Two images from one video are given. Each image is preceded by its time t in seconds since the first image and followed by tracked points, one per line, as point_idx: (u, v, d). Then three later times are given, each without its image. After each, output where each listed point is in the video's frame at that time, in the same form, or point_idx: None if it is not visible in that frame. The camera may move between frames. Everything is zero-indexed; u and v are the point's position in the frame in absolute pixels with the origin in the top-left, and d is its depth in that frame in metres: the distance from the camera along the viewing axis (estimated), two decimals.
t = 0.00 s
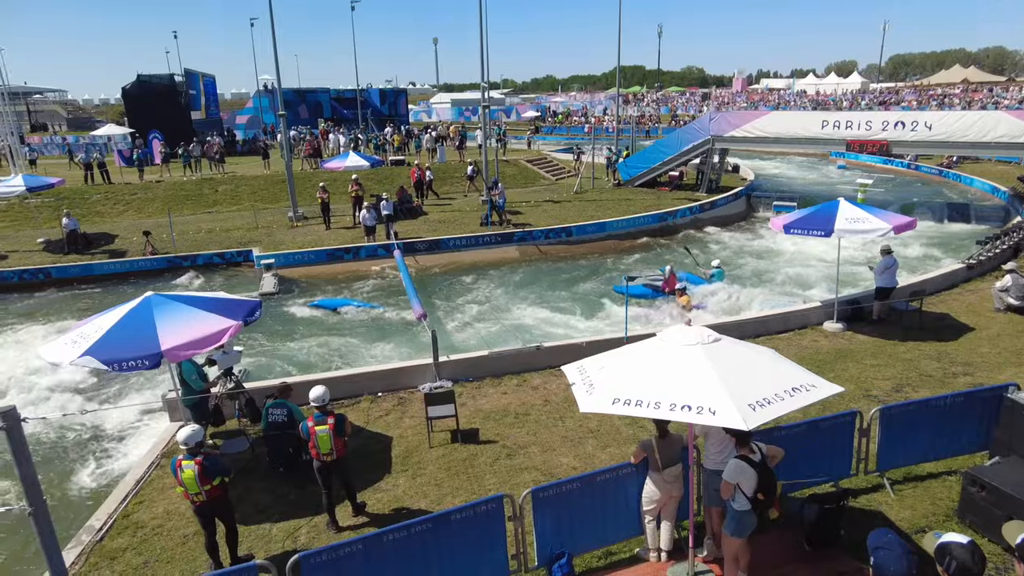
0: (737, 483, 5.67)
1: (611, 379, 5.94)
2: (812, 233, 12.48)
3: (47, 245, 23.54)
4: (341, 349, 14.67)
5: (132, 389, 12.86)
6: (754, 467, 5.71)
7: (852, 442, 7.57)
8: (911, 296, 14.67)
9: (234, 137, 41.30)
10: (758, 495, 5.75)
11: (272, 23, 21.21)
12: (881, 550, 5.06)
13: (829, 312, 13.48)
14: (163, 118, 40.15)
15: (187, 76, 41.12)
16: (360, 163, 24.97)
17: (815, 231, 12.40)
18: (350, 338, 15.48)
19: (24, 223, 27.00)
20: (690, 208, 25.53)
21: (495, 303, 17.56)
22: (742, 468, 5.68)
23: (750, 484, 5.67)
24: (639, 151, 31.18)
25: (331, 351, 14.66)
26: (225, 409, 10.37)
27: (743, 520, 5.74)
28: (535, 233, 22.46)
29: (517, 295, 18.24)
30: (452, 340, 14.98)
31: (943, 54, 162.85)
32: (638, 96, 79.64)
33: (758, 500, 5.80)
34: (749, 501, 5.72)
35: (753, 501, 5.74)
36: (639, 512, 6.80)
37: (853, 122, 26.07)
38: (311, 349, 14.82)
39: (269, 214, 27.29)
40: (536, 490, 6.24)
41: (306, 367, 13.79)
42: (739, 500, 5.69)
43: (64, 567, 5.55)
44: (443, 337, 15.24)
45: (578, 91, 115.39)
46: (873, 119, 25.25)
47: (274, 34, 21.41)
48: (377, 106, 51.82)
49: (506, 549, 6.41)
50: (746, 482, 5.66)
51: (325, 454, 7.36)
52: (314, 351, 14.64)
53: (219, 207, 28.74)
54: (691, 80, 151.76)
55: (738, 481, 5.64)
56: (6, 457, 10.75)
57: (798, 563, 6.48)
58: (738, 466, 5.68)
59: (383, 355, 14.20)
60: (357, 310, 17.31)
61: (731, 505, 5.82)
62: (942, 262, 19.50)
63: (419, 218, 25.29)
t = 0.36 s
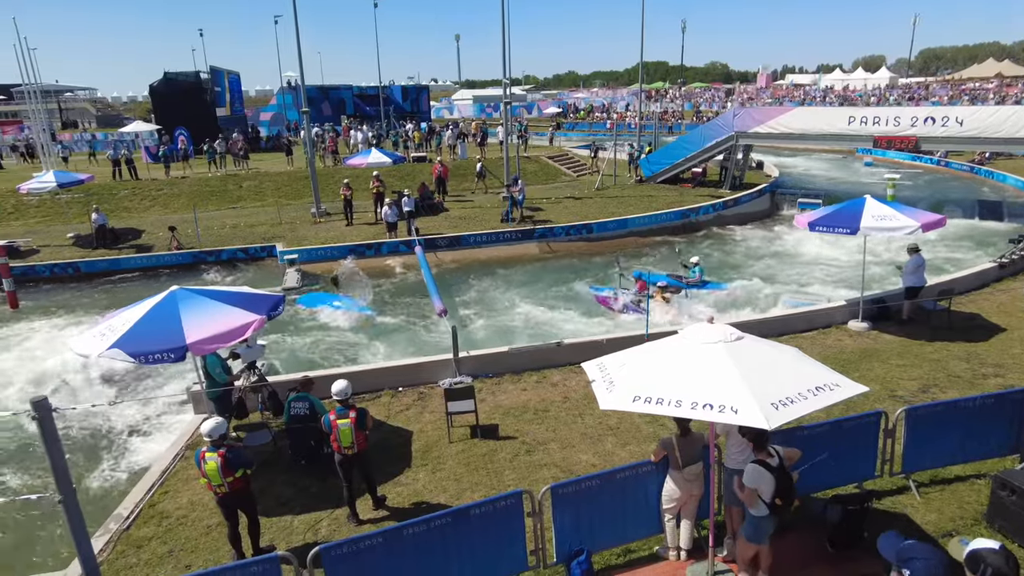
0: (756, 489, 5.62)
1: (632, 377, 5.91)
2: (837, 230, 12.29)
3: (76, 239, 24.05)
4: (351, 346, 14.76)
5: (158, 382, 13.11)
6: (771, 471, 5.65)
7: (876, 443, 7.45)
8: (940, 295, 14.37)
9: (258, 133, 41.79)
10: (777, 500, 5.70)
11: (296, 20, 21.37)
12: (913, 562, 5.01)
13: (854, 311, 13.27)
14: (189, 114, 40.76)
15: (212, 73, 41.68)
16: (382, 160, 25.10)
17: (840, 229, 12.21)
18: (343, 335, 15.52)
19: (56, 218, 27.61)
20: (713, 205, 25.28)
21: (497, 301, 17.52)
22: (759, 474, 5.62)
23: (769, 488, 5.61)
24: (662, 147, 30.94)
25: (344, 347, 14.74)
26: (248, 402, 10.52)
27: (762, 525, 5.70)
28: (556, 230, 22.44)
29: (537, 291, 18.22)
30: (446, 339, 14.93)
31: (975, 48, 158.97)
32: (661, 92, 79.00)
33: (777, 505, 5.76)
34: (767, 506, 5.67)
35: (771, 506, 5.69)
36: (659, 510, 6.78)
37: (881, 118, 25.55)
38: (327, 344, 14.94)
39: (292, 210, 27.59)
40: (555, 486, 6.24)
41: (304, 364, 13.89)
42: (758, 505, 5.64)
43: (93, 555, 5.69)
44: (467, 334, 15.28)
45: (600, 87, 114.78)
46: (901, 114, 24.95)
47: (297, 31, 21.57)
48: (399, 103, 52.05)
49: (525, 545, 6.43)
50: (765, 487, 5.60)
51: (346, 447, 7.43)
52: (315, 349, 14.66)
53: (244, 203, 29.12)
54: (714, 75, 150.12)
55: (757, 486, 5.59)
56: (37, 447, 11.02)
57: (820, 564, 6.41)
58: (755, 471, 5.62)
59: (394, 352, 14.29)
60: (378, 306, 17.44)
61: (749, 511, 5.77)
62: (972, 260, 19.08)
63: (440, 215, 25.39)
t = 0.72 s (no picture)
0: (767, 502, 5.60)
1: (651, 375, 5.88)
2: (860, 229, 12.10)
3: (102, 235, 24.48)
4: (364, 342, 14.83)
5: (181, 376, 13.31)
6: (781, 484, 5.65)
7: (900, 446, 7.32)
8: (967, 295, 14.09)
9: (280, 130, 42.16)
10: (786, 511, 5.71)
11: (317, 18, 21.49)
12: None
13: (878, 310, 13.08)
14: (212, 111, 41.26)
15: (235, 71, 42.13)
16: (402, 157, 25.20)
17: (864, 227, 12.02)
18: (356, 331, 15.58)
19: (82, 214, 28.12)
20: (735, 203, 25.03)
21: (513, 298, 17.51)
22: (769, 489, 5.58)
23: (779, 501, 5.60)
24: (682, 144, 30.70)
25: (357, 344, 14.79)
26: (269, 396, 10.63)
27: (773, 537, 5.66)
28: (575, 227, 22.41)
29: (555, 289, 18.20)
30: (453, 337, 14.89)
31: (1005, 43, 155.47)
32: (682, 88, 78.32)
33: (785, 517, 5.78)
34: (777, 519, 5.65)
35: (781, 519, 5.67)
36: (678, 510, 6.74)
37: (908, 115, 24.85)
38: (340, 339, 15.07)
39: (313, 207, 27.83)
40: (573, 484, 6.23)
41: (311, 360, 13.98)
42: (768, 518, 5.62)
43: (118, 545, 5.80)
44: (483, 331, 15.27)
45: (621, 84, 114.11)
46: (929, 110, 24.23)
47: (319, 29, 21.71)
48: (419, 100, 52.20)
49: (542, 542, 6.44)
50: (776, 500, 5.59)
51: (365, 441, 7.48)
52: (315, 348, 14.58)
53: (265, 199, 29.42)
54: (736, 72, 148.58)
55: (767, 499, 5.57)
56: (64, 438, 11.25)
57: (840, 568, 6.34)
58: (765, 488, 5.58)
59: (405, 349, 14.34)
60: (397, 302, 17.54)
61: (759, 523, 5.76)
62: (1001, 260, 18.67)
63: (460, 211, 25.46)
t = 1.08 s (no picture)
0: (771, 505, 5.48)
1: (667, 374, 5.85)
2: (880, 228, 11.95)
3: (122, 231, 24.82)
4: (371, 339, 14.84)
5: (201, 371, 13.48)
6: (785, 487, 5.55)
7: (919, 448, 7.22)
8: (990, 295, 13.86)
9: (297, 128, 42.48)
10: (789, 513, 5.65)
11: (335, 16, 21.60)
12: None
13: (897, 310, 12.90)
14: (230, 109, 41.68)
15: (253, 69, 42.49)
16: (418, 154, 25.28)
17: (884, 226, 11.87)
18: (371, 327, 15.68)
19: (103, 210, 28.51)
20: (752, 201, 24.83)
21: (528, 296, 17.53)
22: (773, 492, 5.45)
23: (783, 503, 5.51)
24: (699, 142, 30.50)
25: (370, 340, 14.87)
26: (285, 391, 10.72)
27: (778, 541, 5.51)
28: (591, 225, 22.37)
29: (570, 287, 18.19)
30: (467, 334, 14.93)
31: None
32: (700, 85, 77.72)
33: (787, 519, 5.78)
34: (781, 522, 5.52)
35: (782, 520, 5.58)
36: (692, 509, 6.70)
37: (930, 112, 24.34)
38: (354, 335, 15.16)
39: (330, 204, 28.02)
40: (587, 483, 6.21)
41: (321, 355, 14.07)
42: (771, 521, 5.46)
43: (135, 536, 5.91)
44: (497, 328, 15.30)
45: (637, 80, 113.48)
46: (951, 107, 23.59)
47: (336, 27, 21.83)
48: (435, 97, 52.30)
49: (555, 541, 6.43)
50: (780, 502, 5.47)
51: (380, 437, 7.53)
52: (323, 343, 14.66)
53: (282, 196, 29.66)
54: (755, 68, 147.14)
55: (772, 502, 5.44)
56: (84, 430, 11.44)
57: (857, 570, 6.26)
58: (769, 490, 5.45)
59: (412, 346, 14.37)
60: (412, 299, 17.63)
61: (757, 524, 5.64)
62: None
63: (475, 209, 25.52)
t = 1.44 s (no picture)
0: (753, 496, 5.55)
1: (678, 373, 5.83)
2: (895, 227, 11.82)
3: (137, 228, 25.05)
4: (378, 337, 14.89)
5: (215, 367, 13.59)
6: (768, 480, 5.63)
7: (934, 450, 7.14)
8: (1007, 296, 13.66)
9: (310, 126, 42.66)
10: (771, 508, 5.77)
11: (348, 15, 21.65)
12: None
13: (912, 311, 12.76)
14: (244, 106, 41.96)
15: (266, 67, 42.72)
16: (430, 152, 25.31)
17: (899, 226, 11.74)
18: (382, 325, 15.74)
19: (119, 207, 28.79)
20: (766, 199, 24.65)
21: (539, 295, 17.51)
22: (756, 483, 5.55)
23: (764, 497, 5.59)
24: (712, 140, 30.32)
25: (377, 338, 14.92)
26: (298, 388, 10.79)
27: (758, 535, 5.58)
28: (602, 223, 22.29)
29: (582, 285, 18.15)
30: (476, 333, 14.92)
31: None
32: (713, 83, 77.19)
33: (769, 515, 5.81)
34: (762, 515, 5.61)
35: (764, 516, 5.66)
36: (704, 509, 6.68)
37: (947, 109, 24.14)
38: (364, 333, 15.23)
39: (343, 201, 28.14)
40: (597, 481, 6.21)
41: (331, 355, 14.16)
42: (751, 514, 5.54)
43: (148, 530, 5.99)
44: (508, 326, 15.31)
45: (650, 79, 113.00)
46: (969, 105, 23.37)
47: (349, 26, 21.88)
48: (448, 96, 52.33)
49: (565, 539, 6.44)
50: (761, 495, 5.56)
51: (391, 435, 7.55)
52: (332, 343, 14.77)
53: (295, 194, 29.82)
54: (769, 66, 145.94)
55: (754, 493, 5.53)
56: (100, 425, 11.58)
57: (869, 572, 6.22)
58: (752, 481, 5.55)
59: (419, 346, 14.39)
60: (423, 297, 17.66)
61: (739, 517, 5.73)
62: None
63: (487, 207, 25.53)
